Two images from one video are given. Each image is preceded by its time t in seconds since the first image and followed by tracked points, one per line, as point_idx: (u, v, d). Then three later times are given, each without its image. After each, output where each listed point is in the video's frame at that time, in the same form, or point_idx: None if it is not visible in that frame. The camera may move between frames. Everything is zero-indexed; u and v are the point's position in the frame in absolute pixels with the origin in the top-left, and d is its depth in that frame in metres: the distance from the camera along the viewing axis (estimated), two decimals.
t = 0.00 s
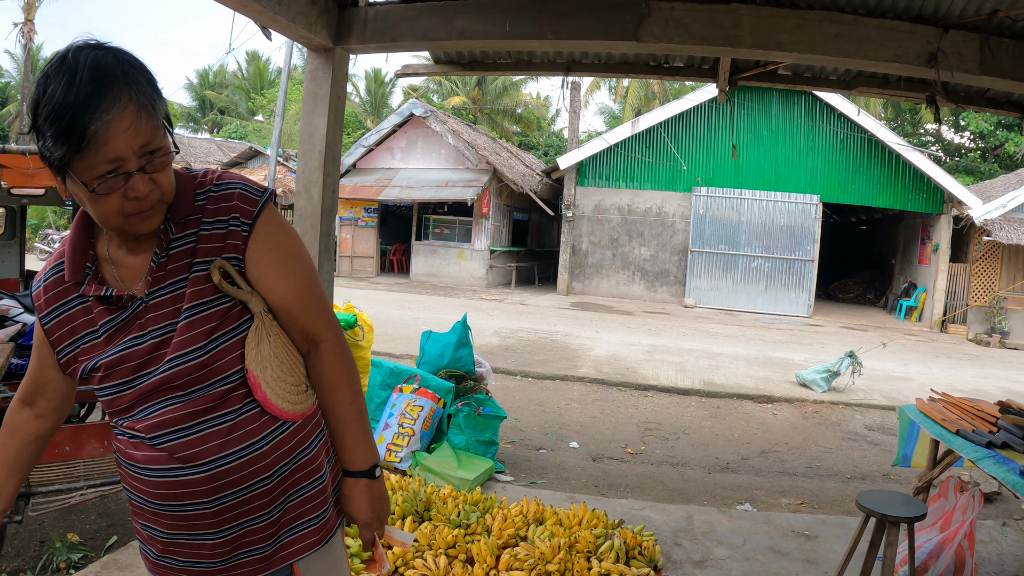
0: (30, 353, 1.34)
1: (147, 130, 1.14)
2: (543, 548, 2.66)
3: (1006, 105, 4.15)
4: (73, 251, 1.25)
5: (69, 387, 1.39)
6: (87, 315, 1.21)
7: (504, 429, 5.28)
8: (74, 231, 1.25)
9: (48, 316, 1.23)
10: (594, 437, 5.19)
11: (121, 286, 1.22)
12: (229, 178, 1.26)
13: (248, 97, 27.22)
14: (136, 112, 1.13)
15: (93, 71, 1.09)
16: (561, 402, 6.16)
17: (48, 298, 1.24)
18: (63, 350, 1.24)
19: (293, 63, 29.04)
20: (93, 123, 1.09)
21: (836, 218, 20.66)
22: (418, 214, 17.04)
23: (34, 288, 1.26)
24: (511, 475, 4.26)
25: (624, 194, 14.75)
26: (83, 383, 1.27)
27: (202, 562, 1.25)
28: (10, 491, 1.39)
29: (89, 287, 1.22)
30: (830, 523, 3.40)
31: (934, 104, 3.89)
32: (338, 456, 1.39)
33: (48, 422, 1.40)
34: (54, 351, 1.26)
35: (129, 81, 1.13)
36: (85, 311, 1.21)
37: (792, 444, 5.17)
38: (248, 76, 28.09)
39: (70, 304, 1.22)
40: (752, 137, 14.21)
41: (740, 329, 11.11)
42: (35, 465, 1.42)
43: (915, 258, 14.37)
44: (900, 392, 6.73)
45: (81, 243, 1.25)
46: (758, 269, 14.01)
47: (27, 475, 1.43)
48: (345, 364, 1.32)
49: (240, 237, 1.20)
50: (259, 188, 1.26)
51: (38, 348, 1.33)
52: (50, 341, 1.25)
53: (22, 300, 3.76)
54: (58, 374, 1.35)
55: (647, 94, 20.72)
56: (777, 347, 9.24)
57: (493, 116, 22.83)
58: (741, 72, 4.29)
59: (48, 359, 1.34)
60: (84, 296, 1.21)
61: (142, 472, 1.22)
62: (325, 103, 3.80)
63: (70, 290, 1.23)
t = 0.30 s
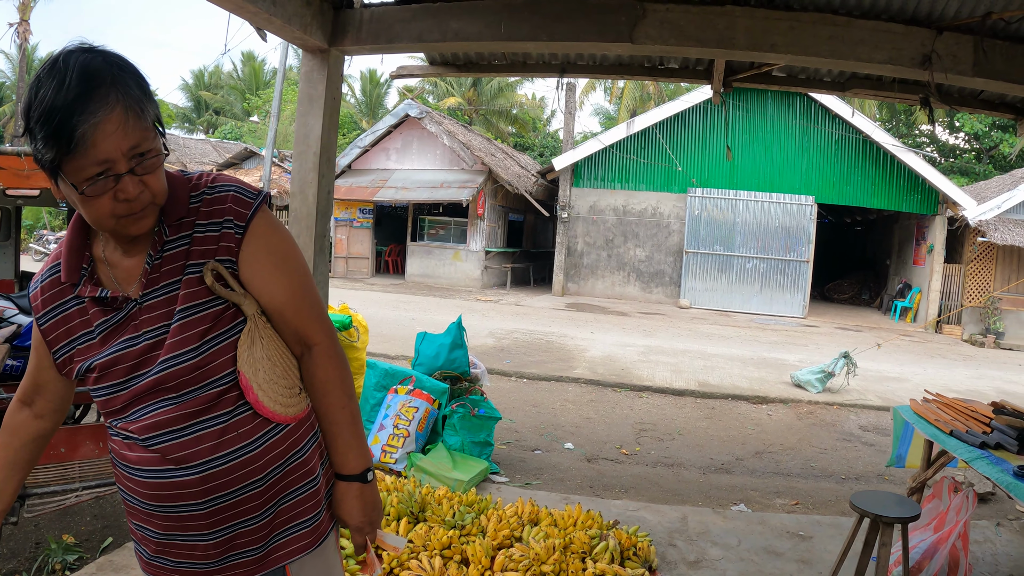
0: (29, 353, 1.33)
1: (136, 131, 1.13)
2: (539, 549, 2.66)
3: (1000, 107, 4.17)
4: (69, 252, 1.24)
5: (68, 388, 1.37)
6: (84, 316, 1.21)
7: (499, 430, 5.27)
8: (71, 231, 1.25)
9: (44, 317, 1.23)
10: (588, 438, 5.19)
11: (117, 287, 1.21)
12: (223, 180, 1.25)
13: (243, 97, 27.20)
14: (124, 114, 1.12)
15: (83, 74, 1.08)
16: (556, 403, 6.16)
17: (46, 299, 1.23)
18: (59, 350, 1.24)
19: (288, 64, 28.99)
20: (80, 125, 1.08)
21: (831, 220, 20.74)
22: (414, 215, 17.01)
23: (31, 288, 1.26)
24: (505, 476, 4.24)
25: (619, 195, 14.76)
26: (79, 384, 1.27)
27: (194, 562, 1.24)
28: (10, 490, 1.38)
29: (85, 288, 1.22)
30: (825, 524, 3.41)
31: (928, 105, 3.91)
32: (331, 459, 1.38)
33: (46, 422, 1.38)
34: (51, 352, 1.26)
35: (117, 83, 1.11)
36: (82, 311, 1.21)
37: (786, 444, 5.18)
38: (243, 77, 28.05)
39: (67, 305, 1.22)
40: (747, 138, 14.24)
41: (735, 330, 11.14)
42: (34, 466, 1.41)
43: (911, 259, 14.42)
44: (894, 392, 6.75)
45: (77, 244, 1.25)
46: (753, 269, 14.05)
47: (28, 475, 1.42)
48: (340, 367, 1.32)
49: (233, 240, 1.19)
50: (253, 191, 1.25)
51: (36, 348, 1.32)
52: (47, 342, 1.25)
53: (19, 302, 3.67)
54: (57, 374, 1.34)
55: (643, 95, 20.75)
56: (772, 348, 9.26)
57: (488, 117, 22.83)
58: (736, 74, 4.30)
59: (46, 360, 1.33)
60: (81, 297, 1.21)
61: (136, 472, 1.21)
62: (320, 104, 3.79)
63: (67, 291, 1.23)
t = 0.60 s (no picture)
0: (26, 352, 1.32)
1: (107, 143, 1.09)
2: (534, 550, 2.65)
3: (995, 108, 4.19)
4: (68, 251, 1.24)
5: (65, 386, 1.36)
6: (82, 315, 1.21)
7: (495, 431, 5.27)
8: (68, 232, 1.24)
9: (43, 316, 1.23)
10: (584, 439, 5.18)
11: (114, 288, 1.20)
12: (221, 182, 1.24)
13: (240, 98, 27.18)
14: (94, 125, 1.08)
15: (60, 82, 1.07)
16: (552, 403, 6.16)
17: (44, 297, 1.23)
18: (56, 349, 1.24)
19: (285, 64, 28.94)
20: (51, 135, 1.07)
21: (827, 221, 20.80)
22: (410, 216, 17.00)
23: (30, 288, 1.26)
24: (501, 477, 4.23)
25: (615, 196, 14.77)
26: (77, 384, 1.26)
27: (188, 562, 1.23)
28: (7, 488, 1.36)
29: (83, 288, 1.21)
30: (820, 524, 3.41)
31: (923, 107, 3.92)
32: (326, 461, 1.37)
33: (42, 420, 1.37)
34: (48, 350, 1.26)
35: (91, 92, 1.08)
36: (80, 311, 1.21)
37: (782, 445, 5.19)
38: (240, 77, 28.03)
39: (65, 304, 1.22)
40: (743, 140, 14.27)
41: (731, 331, 11.16)
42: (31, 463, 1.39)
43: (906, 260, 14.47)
44: (890, 393, 6.77)
45: (75, 245, 1.24)
46: (749, 271, 14.09)
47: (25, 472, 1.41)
48: (336, 370, 1.31)
49: (230, 241, 1.18)
50: (250, 192, 1.24)
51: (33, 347, 1.31)
52: (44, 341, 1.25)
53: (16, 303, 3.60)
54: (54, 373, 1.33)
55: (639, 95, 20.78)
56: (768, 349, 9.28)
57: (484, 118, 22.83)
58: (732, 75, 4.30)
59: (44, 359, 1.32)
60: (78, 297, 1.21)
61: (132, 472, 1.20)
62: (316, 105, 3.78)
63: (65, 290, 1.23)
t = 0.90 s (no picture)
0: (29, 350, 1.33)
1: (23, 175, 1.06)
2: (530, 550, 2.65)
3: (990, 110, 4.22)
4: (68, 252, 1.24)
5: (66, 384, 1.36)
6: (82, 315, 1.21)
7: (490, 431, 5.26)
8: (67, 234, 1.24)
9: (42, 315, 1.23)
10: (580, 439, 5.19)
11: (112, 288, 1.20)
12: (223, 183, 1.23)
13: (235, 97, 27.14)
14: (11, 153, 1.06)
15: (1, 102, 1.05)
16: (548, 404, 6.16)
17: (44, 296, 1.24)
18: (56, 348, 1.24)
19: (280, 63, 28.86)
20: None
21: (822, 221, 20.86)
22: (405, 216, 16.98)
23: (30, 286, 1.26)
24: (497, 478, 4.22)
25: (611, 197, 14.79)
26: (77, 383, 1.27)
27: (185, 563, 1.23)
28: (6, 488, 1.36)
29: (83, 288, 1.22)
30: (816, 524, 3.43)
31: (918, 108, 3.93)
32: (326, 464, 1.36)
33: (45, 418, 1.38)
34: (48, 350, 1.26)
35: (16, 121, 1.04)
36: (79, 311, 1.21)
37: (777, 445, 5.21)
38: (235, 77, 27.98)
39: (65, 304, 1.22)
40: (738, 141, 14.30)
41: (726, 331, 11.20)
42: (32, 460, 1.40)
43: (901, 261, 14.53)
44: (885, 393, 6.80)
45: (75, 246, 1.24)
46: (744, 271, 14.13)
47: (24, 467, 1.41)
48: (335, 375, 1.29)
49: (231, 244, 1.17)
50: (252, 194, 1.22)
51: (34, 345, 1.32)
52: (44, 340, 1.25)
53: (11, 304, 3.57)
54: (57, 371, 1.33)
55: (635, 96, 20.81)
56: (764, 349, 9.31)
57: (479, 118, 22.83)
58: (727, 76, 4.31)
59: (46, 358, 1.32)
60: (77, 297, 1.21)
61: (130, 473, 1.20)
62: (312, 106, 3.77)
63: (65, 289, 1.24)
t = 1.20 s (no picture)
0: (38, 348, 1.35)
1: (10, 178, 1.06)
2: (531, 550, 2.66)
3: (988, 110, 4.23)
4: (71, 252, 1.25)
5: (76, 382, 1.39)
6: (86, 314, 1.22)
7: (489, 431, 5.26)
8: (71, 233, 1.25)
9: (48, 313, 1.25)
10: (578, 439, 5.19)
11: (115, 288, 1.20)
12: (225, 183, 1.23)
13: (232, 98, 27.13)
14: None
15: None
16: (546, 404, 6.17)
17: (50, 295, 1.25)
18: (61, 347, 1.26)
19: (278, 63, 28.86)
20: None
21: (819, 222, 20.89)
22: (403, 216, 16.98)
23: (38, 285, 1.28)
24: (496, 478, 4.23)
25: (608, 197, 14.80)
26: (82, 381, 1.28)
27: (184, 563, 1.23)
28: (14, 485, 1.38)
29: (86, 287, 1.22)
30: (815, 524, 3.44)
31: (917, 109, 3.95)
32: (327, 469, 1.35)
33: (56, 415, 1.40)
34: (54, 348, 1.28)
35: None
36: (83, 309, 1.22)
37: (776, 445, 5.22)
38: (232, 77, 27.96)
39: (70, 303, 1.24)
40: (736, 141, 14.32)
41: (724, 331, 11.22)
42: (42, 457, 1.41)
43: (899, 260, 14.57)
44: (883, 393, 6.81)
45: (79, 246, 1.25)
46: (742, 271, 14.16)
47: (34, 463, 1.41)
48: (336, 379, 1.29)
49: (231, 245, 1.16)
50: (255, 195, 1.22)
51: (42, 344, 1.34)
52: (50, 339, 1.27)
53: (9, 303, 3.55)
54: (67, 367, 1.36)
55: (633, 96, 20.85)
56: (762, 349, 9.33)
57: (477, 118, 22.83)
58: (726, 77, 4.31)
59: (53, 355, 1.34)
60: (82, 296, 1.22)
61: (132, 471, 1.20)
62: (311, 107, 3.77)
63: (70, 289, 1.25)
